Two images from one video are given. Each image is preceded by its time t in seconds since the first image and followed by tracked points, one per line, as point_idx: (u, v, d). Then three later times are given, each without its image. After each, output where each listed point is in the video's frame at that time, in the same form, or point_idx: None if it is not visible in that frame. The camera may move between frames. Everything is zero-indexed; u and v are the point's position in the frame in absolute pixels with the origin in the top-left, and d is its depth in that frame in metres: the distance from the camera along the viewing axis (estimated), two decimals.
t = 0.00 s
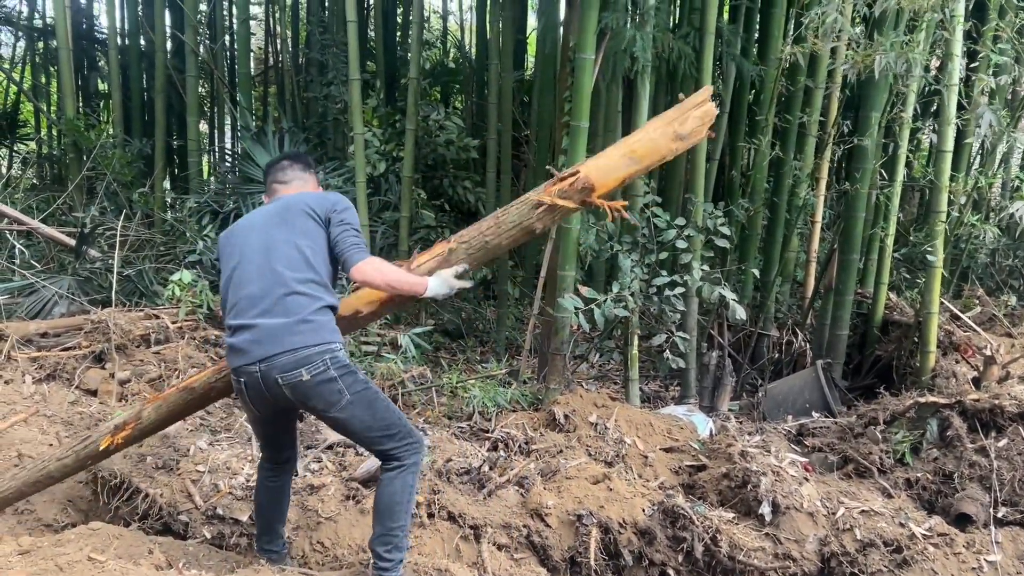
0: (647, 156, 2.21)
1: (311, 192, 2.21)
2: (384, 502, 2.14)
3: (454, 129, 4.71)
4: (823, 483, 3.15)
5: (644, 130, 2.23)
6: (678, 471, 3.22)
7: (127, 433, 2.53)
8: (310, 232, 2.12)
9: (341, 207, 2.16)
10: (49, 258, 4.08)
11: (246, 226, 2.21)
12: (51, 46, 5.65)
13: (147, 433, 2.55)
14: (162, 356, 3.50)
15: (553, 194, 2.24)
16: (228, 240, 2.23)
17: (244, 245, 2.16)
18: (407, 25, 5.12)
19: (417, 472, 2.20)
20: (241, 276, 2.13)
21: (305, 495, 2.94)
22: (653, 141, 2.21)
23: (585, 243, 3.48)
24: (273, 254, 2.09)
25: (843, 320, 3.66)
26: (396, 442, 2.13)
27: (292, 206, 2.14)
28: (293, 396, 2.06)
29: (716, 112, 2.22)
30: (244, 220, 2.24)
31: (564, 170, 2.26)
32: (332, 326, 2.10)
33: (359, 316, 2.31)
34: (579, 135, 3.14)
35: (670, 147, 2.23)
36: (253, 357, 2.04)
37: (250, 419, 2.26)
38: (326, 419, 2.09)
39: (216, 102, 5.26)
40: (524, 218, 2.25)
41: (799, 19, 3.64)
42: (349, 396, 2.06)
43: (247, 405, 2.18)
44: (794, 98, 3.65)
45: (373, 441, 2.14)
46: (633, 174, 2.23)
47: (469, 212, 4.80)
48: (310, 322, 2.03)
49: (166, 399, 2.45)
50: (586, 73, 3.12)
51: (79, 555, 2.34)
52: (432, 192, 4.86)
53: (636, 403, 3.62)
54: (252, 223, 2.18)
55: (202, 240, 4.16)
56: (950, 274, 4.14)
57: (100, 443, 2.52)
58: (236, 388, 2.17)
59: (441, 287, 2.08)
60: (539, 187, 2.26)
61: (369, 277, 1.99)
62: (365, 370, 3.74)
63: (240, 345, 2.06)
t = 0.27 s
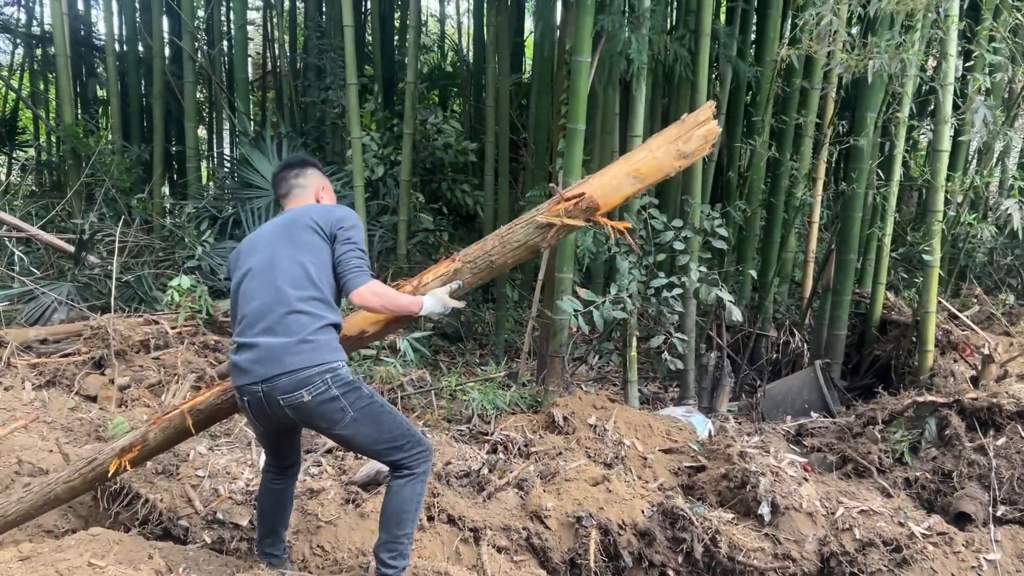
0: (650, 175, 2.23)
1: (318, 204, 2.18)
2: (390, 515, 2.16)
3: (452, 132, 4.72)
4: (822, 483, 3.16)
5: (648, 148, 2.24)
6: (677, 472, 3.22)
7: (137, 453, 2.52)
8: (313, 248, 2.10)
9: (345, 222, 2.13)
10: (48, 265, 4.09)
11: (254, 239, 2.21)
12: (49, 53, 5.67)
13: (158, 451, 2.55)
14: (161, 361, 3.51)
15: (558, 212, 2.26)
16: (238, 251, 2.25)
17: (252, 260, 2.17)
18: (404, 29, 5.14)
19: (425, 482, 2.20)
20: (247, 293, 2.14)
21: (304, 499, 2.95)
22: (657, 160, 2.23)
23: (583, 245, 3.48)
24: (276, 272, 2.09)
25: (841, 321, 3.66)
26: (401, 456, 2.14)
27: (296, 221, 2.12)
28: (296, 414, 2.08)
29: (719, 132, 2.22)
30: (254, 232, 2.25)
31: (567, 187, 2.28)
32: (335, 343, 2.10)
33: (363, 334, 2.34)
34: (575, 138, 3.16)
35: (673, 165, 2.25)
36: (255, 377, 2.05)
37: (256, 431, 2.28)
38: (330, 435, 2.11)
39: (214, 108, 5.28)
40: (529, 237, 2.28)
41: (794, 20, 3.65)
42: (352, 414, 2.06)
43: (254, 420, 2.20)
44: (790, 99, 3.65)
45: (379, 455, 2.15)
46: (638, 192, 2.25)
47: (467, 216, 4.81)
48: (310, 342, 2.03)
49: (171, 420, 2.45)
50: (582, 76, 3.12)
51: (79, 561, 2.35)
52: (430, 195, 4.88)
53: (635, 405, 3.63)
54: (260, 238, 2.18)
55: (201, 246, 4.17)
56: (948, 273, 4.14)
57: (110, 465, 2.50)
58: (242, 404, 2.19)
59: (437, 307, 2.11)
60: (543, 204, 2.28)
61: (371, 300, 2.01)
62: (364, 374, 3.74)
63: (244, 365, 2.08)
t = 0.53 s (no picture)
0: (662, 177, 2.30)
1: (321, 201, 2.17)
2: (387, 518, 2.16)
3: (448, 135, 4.73)
4: (820, 482, 3.16)
5: (660, 152, 2.31)
6: (675, 472, 3.23)
7: (133, 445, 2.56)
8: (314, 248, 2.09)
9: (347, 220, 2.11)
10: (44, 271, 4.09)
11: (256, 236, 2.20)
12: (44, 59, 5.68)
13: (154, 444, 2.59)
14: (159, 366, 3.51)
15: (569, 213, 2.29)
16: (240, 247, 2.24)
17: (253, 258, 2.16)
18: (400, 33, 5.15)
19: (423, 484, 2.20)
20: (247, 292, 2.15)
21: (303, 503, 2.95)
22: (669, 163, 2.30)
23: (579, 246, 3.49)
24: (276, 272, 2.09)
25: (837, 320, 3.66)
26: (399, 458, 2.14)
27: (297, 219, 2.11)
28: (294, 416, 2.09)
29: (731, 138, 2.32)
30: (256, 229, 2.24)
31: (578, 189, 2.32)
32: (334, 344, 2.10)
33: (367, 330, 2.37)
34: (571, 140, 3.17)
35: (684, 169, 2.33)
36: (254, 379, 2.06)
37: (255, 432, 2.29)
38: (328, 437, 2.12)
39: (210, 112, 5.28)
40: (539, 236, 2.31)
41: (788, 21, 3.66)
42: (350, 416, 2.07)
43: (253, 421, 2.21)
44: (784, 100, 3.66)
45: (377, 457, 2.16)
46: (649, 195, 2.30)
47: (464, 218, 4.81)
48: (309, 344, 2.04)
49: (171, 411, 2.49)
50: (576, 77, 3.14)
51: (78, 566, 2.35)
52: (427, 198, 4.88)
53: (633, 406, 3.63)
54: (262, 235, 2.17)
55: (198, 250, 4.17)
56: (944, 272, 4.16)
57: (108, 457, 2.55)
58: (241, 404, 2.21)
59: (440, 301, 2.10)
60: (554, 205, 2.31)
61: (372, 298, 1.99)
62: (362, 378, 3.74)
63: (243, 365, 2.09)
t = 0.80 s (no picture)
0: (668, 198, 2.41)
1: (324, 200, 2.13)
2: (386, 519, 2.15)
3: (440, 138, 4.74)
4: (812, 482, 3.18)
5: (668, 173, 2.41)
6: (667, 473, 3.24)
7: (116, 423, 2.58)
8: (319, 250, 2.06)
9: (353, 223, 2.09)
10: (35, 276, 4.08)
11: (254, 232, 2.15)
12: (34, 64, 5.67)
13: (136, 423, 2.64)
14: (150, 371, 3.49)
15: (574, 226, 2.41)
16: (239, 241, 2.19)
17: (252, 255, 2.12)
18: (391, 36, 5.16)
19: (420, 486, 2.20)
20: (246, 291, 2.11)
21: (296, 507, 2.94)
22: (677, 185, 2.40)
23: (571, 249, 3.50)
24: (277, 272, 2.06)
25: (828, 320, 3.68)
26: (398, 461, 2.14)
27: (301, 219, 2.07)
28: (293, 418, 2.08)
29: (740, 165, 2.40)
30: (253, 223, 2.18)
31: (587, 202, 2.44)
32: (334, 347, 2.09)
33: (365, 324, 2.49)
34: (562, 142, 3.17)
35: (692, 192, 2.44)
36: (254, 381, 2.04)
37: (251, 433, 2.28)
38: (328, 440, 2.11)
39: (201, 116, 5.28)
40: (543, 246, 2.44)
41: (778, 23, 3.67)
42: (350, 419, 2.07)
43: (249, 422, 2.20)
44: (774, 101, 3.67)
45: (376, 459, 2.15)
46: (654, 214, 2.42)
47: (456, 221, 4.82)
48: (311, 347, 2.02)
49: (157, 393, 2.53)
50: (567, 80, 3.15)
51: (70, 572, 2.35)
52: (419, 201, 4.89)
53: (625, 408, 3.64)
54: (261, 231, 2.12)
55: (189, 254, 4.16)
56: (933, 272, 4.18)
57: (88, 435, 2.56)
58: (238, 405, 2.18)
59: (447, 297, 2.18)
60: (562, 215, 2.44)
61: (384, 304, 2.02)
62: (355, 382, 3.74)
63: (242, 366, 2.07)
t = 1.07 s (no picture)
0: (674, 250, 2.41)
1: (336, 211, 2.05)
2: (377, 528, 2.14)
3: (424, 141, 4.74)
4: (794, 481, 3.20)
5: (680, 226, 2.39)
6: (651, 474, 3.25)
7: (89, 388, 2.54)
8: (324, 265, 2.00)
9: (364, 242, 2.03)
10: (16, 281, 4.06)
11: (256, 233, 2.07)
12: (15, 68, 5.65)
13: (109, 389, 2.62)
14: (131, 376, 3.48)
15: (580, 262, 2.46)
16: (244, 237, 2.10)
17: (253, 260, 2.05)
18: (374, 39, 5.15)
19: (412, 491, 2.21)
20: (243, 297, 2.05)
21: (279, 511, 2.94)
22: (687, 240, 2.39)
23: (554, 251, 3.50)
24: (278, 284, 1.99)
25: (810, 320, 3.71)
26: (389, 469, 2.14)
27: (308, 230, 2.00)
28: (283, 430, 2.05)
29: (750, 229, 2.36)
30: (257, 223, 2.10)
31: (596, 243, 2.46)
32: (328, 360, 2.06)
33: (359, 329, 2.52)
34: (544, 144, 3.18)
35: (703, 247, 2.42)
36: (246, 391, 2.01)
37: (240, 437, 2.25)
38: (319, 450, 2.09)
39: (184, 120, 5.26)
40: (546, 278, 2.49)
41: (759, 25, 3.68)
42: (342, 432, 2.05)
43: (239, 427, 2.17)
44: (755, 103, 3.69)
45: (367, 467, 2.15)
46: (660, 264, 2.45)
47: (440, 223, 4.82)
48: (306, 362, 1.98)
49: (138, 364, 2.54)
50: (549, 83, 3.16)
51: None
52: (403, 204, 4.89)
53: (609, 409, 3.66)
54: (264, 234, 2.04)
55: (171, 258, 4.14)
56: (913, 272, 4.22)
57: (61, 397, 2.52)
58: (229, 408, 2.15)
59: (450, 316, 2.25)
60: (570, 253, 2.47)
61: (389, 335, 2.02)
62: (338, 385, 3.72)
63: (235, 374, 2.02)
